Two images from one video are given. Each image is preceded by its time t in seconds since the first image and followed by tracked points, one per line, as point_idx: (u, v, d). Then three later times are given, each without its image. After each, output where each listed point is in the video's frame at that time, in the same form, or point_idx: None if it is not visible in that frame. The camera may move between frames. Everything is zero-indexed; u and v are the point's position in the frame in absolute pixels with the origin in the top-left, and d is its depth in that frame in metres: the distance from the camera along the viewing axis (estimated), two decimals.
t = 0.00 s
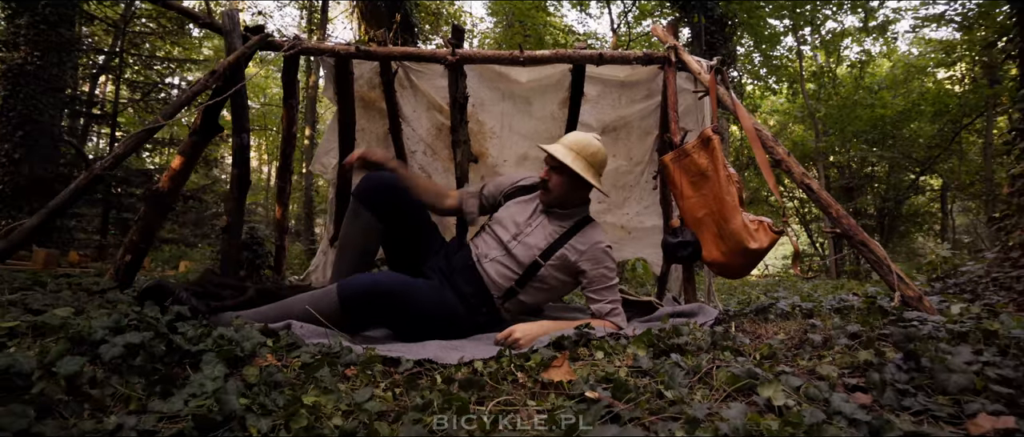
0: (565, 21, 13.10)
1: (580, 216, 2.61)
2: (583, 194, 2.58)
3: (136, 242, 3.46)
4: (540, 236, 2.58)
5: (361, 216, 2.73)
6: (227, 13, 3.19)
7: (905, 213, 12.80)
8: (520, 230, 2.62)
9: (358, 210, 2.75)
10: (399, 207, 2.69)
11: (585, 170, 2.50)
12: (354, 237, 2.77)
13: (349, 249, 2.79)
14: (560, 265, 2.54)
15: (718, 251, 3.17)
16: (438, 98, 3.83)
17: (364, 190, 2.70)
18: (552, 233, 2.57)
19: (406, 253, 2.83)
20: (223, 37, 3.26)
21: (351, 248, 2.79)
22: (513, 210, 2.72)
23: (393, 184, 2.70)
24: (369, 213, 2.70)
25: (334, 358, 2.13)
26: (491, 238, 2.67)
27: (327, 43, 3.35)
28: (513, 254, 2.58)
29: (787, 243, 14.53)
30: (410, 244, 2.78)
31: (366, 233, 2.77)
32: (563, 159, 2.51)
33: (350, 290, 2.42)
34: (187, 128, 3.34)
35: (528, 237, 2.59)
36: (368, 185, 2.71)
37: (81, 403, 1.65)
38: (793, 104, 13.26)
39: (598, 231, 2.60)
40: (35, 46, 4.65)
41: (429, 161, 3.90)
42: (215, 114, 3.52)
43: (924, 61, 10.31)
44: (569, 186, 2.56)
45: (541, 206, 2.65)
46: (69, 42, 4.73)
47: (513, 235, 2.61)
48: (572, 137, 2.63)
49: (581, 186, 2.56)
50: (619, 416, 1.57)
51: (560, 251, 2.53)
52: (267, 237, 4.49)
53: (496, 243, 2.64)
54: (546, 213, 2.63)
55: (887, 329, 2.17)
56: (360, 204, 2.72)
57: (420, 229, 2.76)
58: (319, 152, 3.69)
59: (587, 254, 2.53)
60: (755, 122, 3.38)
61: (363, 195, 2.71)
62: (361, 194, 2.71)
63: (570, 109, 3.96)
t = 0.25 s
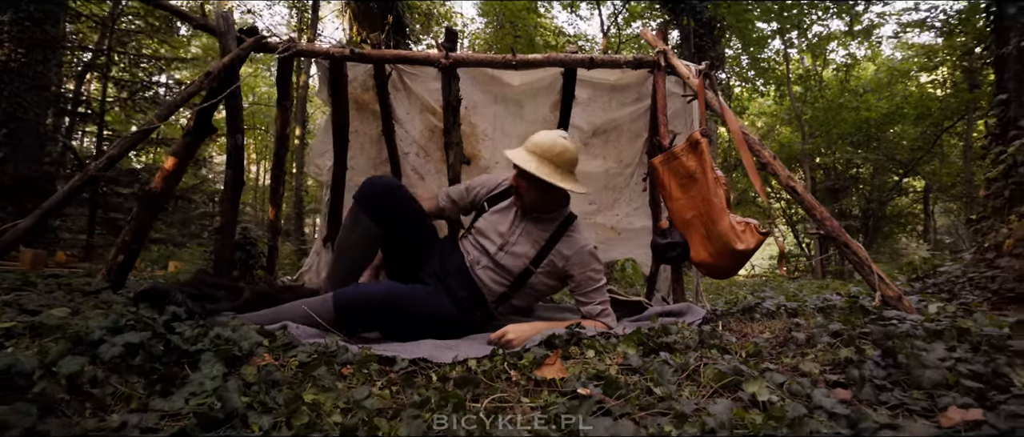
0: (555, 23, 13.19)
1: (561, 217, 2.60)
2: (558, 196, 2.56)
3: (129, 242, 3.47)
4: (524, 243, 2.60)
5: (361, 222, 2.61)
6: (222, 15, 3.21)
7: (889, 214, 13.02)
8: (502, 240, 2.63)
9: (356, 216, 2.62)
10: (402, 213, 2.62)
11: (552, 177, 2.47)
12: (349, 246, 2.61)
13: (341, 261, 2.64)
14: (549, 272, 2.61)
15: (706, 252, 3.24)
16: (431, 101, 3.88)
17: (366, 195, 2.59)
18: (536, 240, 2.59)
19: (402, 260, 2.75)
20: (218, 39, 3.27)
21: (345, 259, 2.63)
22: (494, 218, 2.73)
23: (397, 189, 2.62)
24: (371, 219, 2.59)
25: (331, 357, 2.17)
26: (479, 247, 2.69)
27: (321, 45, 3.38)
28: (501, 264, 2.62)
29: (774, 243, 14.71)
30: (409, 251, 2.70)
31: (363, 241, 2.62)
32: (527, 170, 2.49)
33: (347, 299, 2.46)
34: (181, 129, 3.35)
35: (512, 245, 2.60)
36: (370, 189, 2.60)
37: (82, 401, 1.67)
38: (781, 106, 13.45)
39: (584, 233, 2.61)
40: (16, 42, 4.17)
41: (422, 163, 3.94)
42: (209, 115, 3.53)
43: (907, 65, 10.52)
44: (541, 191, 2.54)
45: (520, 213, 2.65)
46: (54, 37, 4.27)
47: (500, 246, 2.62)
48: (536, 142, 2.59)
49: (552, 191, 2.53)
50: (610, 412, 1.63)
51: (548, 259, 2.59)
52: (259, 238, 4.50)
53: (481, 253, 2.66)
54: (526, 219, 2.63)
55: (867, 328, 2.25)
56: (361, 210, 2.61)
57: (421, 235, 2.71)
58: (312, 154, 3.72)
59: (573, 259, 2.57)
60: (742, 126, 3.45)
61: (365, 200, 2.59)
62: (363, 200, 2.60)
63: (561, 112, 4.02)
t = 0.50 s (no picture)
0: (545, 24, 13.24)
1: (552, 222, 2.65)
2: (550, 202, 2.60)
3: (120, 243, 3.48)
4: (516, 248, 2.64)
5: (347, 225, 2.62)
6: (216, 17, 3.23)
7: (872, 215, 13.25)
8: (493, 244, 2.65)
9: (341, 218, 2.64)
10: (388, 215, 2.63)
11: (546, 186, 2.50)
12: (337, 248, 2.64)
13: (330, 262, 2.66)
14: (541, 275, 2.68)
15: (692, 252, 3.33)
16: (423, 103, 3.92)
17: (350, 198, 2.61)
18: (529, 244, 2.64)
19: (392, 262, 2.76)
20: (211, 40, 3.29)
21: (334, 260, 2.66)
22: (484, 220, 2.74)
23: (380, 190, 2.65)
24: (357, 222, 2.60)
25: (326, 357, 2.21)
26: (470, 248, 2.71)
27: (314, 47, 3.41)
28: (493, 266, 2.66)
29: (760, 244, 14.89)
30: (399, 253, 2.71)
31: (351, 243, 2.65)
32: (521, 179, 2.51)
33: (352, 299, 2.48)
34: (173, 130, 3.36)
35: (504, 250, 2.64)
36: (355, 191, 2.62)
37: (81, 401, 1.69)
38: (767, 108, 13.62)
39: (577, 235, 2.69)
40: None
41: (413, 164, 3.96)
42: (201, 116, 3.54)
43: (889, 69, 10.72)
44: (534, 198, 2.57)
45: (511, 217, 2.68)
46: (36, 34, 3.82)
47: (492, 249, 2.64)
48: (529, 149, 2.61)
49: (545, 197, 2.55)
50: (601, 408, 1.69)
51: (540, 262, 2.65)
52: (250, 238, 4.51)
53: (472, 256, 2.69)
54: (517, 223, 2.66)
55: (847, 326, 2.34)
56: (346, 212, 2.62)
57: (410, 236, 2.71)
58: (305, 155, 3.75)
59: (567, 261, 2.65)
60: (727, 130, 3.53)
61: (350, 203, 2.60)
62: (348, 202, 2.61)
63: (551, 114, 4.08)
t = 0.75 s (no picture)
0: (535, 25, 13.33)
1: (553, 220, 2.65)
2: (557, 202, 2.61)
3: (110, 243, 3.48)
4: (517, 242, 2.61)
5: (328, 226, 2.75)
6: (210, 18, 3.25)
7: (856, 216, 13.48)
8: (495, 237, 2.61)
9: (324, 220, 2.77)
10: (365, 209, 2.68)
11: (563, 184, 2.52)
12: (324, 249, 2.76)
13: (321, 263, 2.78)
14: (536, 271, 2.69)
15: (680, 253, 3.39)
16: (415, 105, 3.97)
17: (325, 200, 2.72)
18: (529, 240, 2.63)
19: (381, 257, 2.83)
20: (205, 41, 3.30)
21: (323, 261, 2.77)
22: (485, 212, 2.68)
23: (356, 186, 2.69)
24: (334, 222, 2.71)
25: (322, 356, 2.24)
26: (467, 239, 2.67)
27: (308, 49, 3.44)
28: (490, 258, 2.62)
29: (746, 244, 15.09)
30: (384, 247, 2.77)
31: (335, 243, 2.77)
32: (539, 175, 2.50)
33: (383, 254, 2.43)
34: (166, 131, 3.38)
35: (505, 243, 2.61)
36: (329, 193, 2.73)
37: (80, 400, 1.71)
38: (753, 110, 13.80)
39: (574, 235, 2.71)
40: None
41: (405, 165, 4.00)
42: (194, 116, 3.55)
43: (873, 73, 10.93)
44: (546, 196, 2.58)
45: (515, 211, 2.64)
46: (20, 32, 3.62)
47: (491, 240, 2.61)
48: (544, 146, 2.60)
49: (557, 192, 2.59)
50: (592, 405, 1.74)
51: (537, 258, 2.65)
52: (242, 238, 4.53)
53: (471, 248, 2.64)
54: (520, 218, 2.63)
55: (829, 324, 2.42)
56: (325, 214, 2.74)
57: (391, 229, 2.75)
58: (298, 156, 3.78)
59: (563, 261, 2.68)
60: (715, 133, 3.61)
61: (326, 206, 2.72)
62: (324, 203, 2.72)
63: (542, 117, 4.14)
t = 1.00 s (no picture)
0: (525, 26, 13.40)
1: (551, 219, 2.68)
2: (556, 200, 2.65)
3: (100, 243, 3.48)
4: (517, 240, 2.61)
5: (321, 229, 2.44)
6: (203, 19, 3.26)
7: (840, 217, 13.71)
8: (496, 234, 2.61)
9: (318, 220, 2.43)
10: (360, 211, 2.45)
11: (564, 183, 2.58)
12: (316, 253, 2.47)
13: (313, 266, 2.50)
14: (534, 270, 2.66)
15: (667, 254, 3.46)
16: (407, 107, 4.01)
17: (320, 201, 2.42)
18: (527, 237, 2.63)
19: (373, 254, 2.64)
20: (198, 42, 3.31)
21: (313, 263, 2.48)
22: (485, 210, 2.69)
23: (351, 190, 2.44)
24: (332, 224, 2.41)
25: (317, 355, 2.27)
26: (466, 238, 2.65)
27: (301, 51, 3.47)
28: (489, 255, 2.60)
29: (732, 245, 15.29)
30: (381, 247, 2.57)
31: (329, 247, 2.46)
32: (542, 173, 2.54)
33: (423, 233, 2.22)
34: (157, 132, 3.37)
35: (505, 241, 2.61)
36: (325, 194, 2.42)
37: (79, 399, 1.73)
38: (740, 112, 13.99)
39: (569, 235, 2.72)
40: None
41: (397, 166, 4.04)
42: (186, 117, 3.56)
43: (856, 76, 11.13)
44: (547, 195, 2.62)
45: (515, 209, 2.66)
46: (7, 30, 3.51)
47: (489, 237, 2.60)
48: (545, 145, 2.65)
49: (555, 189, 2.62)
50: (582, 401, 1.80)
51: (536, 255, 2.63)
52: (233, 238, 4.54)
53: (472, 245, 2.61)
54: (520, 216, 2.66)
55: (810, 323, 2.50)
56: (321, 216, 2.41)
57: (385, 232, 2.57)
58: (291, 157, 3.80)
59: (560, 258, 2.67)
60: (701, 137, 3.70)
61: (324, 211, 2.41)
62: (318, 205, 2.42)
63: (533, 119, 4.19)
